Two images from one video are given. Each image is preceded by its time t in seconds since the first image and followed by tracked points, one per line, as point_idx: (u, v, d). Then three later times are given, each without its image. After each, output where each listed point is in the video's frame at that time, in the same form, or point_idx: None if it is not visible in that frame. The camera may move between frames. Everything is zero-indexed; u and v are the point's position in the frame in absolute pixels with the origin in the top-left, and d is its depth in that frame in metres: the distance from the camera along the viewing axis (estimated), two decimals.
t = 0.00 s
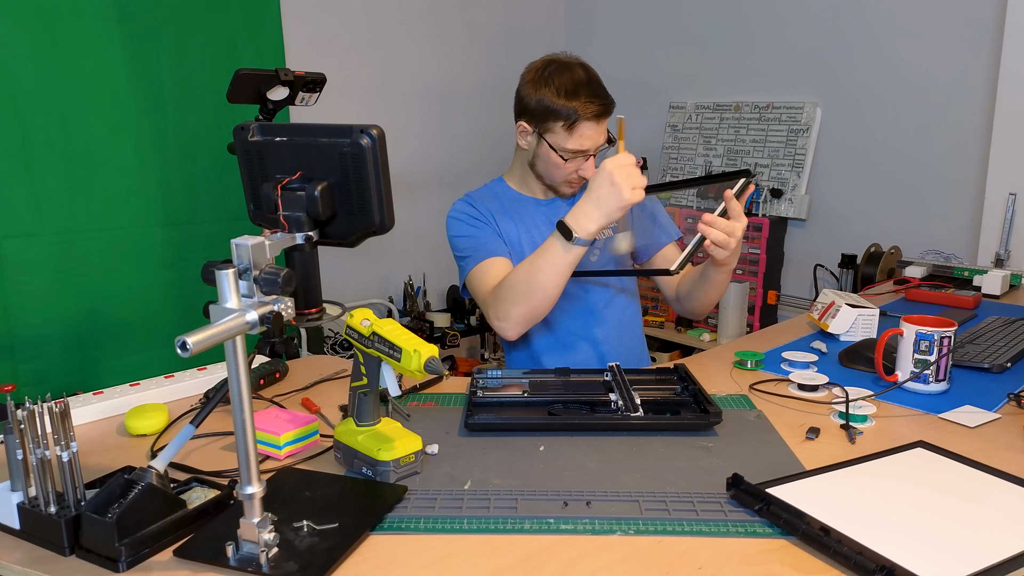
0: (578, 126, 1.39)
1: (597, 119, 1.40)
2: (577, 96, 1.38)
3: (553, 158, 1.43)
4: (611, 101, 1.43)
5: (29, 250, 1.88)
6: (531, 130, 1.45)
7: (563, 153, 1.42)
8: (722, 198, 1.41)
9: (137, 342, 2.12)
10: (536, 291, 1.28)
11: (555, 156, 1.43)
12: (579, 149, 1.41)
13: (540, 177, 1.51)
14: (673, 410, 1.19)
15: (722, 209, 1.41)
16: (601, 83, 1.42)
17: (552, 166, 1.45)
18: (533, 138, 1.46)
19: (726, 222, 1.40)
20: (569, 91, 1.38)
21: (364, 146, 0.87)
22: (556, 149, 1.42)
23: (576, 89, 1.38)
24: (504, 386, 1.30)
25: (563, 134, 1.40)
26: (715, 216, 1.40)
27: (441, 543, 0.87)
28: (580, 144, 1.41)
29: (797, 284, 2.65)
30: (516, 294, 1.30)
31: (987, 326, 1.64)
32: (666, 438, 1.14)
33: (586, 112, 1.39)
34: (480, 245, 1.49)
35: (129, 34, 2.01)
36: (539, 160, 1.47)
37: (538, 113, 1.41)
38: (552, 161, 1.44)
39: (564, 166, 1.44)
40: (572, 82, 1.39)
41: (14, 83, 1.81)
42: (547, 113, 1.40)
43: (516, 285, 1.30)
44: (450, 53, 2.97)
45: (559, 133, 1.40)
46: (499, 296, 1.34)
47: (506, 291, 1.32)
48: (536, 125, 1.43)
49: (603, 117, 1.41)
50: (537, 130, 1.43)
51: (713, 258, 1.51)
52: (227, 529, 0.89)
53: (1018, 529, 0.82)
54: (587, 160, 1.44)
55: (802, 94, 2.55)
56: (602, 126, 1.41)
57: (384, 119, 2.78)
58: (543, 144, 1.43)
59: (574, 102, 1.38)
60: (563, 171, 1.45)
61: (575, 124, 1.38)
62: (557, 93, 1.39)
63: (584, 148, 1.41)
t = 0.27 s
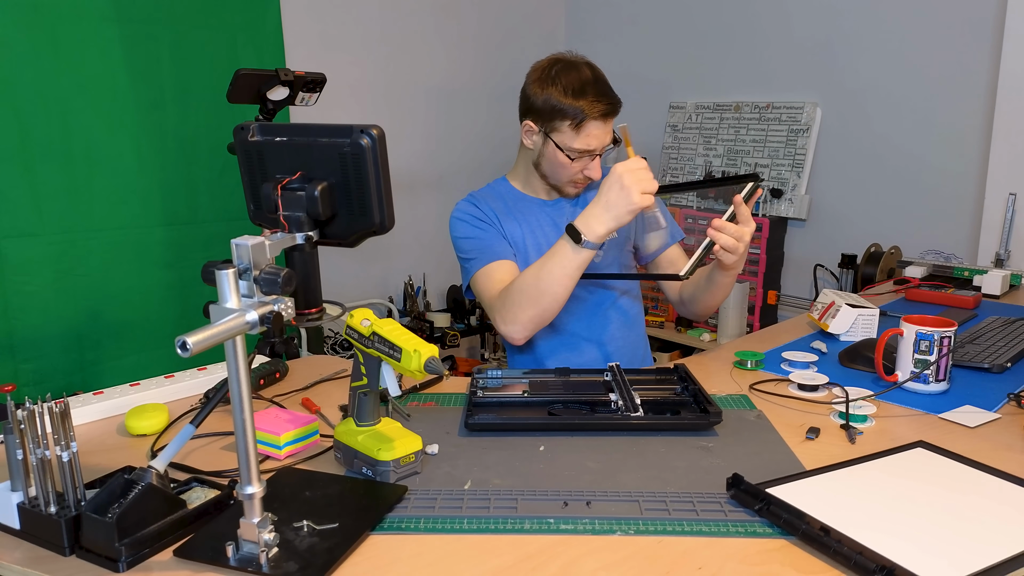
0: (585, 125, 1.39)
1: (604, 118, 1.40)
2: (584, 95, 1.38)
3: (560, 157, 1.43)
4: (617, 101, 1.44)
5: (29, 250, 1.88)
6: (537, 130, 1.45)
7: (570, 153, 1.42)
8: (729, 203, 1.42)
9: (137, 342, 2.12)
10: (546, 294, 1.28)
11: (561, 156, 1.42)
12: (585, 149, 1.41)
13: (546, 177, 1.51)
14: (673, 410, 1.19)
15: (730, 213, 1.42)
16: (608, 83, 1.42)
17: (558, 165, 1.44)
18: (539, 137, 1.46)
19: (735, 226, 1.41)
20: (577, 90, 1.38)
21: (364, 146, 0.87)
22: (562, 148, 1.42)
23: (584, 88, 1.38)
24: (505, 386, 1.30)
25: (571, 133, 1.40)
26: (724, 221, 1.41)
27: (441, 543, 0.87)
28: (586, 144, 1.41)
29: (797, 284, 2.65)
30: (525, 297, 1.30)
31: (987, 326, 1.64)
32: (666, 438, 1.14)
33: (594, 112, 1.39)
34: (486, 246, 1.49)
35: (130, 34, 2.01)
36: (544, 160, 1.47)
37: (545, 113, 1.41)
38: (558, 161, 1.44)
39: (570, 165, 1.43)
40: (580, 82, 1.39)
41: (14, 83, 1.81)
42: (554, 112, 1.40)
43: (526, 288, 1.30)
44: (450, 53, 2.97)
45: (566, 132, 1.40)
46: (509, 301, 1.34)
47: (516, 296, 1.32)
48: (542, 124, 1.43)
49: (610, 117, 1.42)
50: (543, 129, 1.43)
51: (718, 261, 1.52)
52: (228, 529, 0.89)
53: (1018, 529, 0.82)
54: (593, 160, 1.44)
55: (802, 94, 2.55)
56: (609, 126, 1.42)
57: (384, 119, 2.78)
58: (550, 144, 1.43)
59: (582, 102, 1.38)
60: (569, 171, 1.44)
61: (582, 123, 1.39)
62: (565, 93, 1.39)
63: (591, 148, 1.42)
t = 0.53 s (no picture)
0: (589, 126, 1.39)
1: (608, 119, 1.40)
2: (588, 95, 1.39)
3: (563, 158, 1.43)
4: (619, 102, 1.45)
5: (30, 251, 1.88)
6: (540, 131, 1.45)
7: (574, 153, 1.42)
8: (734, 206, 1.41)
9: (137, 342, 2.12)
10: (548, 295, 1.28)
11: (565, 156, 1.42)
12: (589, 149, 1.41)
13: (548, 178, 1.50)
14: (673, 410, 1.19)
15: (735, 216, 1.42)
16: (610, 83, 1.43)
17: (561, 166, 1.44)
18: (541, 137, 1.45)
19: (740, 230, 1.41)
20: (581, 90, 1.39)
21: (364, 146, 0.87)
22: (566, 148, 1.41)
23: (588, 88, 1.39)
24: (505, 387, 1.30)
25: (575, 133, 1.40)
26: (729, 224, 1.41)
27: (441, 543, 0.87)
28: (590, 144, 1.41)
29: (797, 285, 2.65)
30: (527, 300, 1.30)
31: (987, 326, 1.64)
32: (666, 438, 1.14)
33: (597, 111, 1.39)
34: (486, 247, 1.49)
35: (130, 34, 2.01)
36: (547, 161, 1.47)
37: (548, 112, 1.41)
38: (561, 161, 1.44)
39: (574, 165, 1.43)
40: (583, 82, 1.39)
41: (14, 84, 1.81)
42: (558, 112, 1.40)
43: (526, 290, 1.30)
44: (450, 52, 2.97)
45: (569, 132, 1.40)
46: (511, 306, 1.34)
47: (517, 300, 1.32)
48: (546, 124, 1.43)
49: (613, 117, 1.42)
50: (547, 130, 1.43)
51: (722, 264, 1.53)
52: (228, 529, 0.89)
53: (1018, 530, 0.82)
54: (596, 161, 1.44)
55: (802, 94, 2.55)
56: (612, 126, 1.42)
57: (384, 119, 2.78)
58: (553, 144, 1.42)
59: (586, 101, 1.38)
60: (573, 171, 1.44)
61: (586, 123, 1.39)
62: (568, 93, 1.39)
63: (594, 148, 1.42)
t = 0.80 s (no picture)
0: (581, 91, 1.42)
1: (598, 85, 1.44)
2: (575, 64, 1.43)
3: (562, 131, 1.44)
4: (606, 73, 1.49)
5: (30, 251, 1.88)
6: (535, 111, 1.47)
7: (573, 122, 1.43)
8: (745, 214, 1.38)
9: (138, 342, 2.12)
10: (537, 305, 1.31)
11: (564, 128, 1.43)
12: (587, 116, 1.43)
13: (551, 160, 1.50)
14: (673, 410, 1.19)
15: (745, 225, 1.38)
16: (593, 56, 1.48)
17: (562, 140, 1.45)
18: (537, 118, 1.47)
19: (751, 239, 1.37)
20: (567, 61, 1.43)
21: (364, 146, 0.87)
22: (564, 119, 1.43)
23: (573, 59, 1.43)
24: (505, 387, 1.30)
25: (569, 102, 1.42)
26: (740, 234, 1.36)
27: (441, 543, 0.87)
28: (587, 112, 1.43)
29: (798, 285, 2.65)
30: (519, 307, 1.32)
31: (987, 326, 1.65)
32: (665, 438, 1.14)
33: (585, 78, 1.43)
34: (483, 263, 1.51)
35: (130, 34, 2.01)
36: (546, 141, 1.47)
37: (541, 89, 1.44)
38: (562, 135, 1.44)
39: (575, 136, 1.44)
40: (566, 54, 1.44)
41: (14, 84, 1.81)
42: (549, 85, 1.43)
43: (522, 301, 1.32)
44: (450, 52, 2.97)
45: (564, 102, 1.42)
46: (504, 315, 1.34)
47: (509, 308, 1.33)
48: (539, 102, 1.45)
49: (602, 84, 1.45)
50: (541, 108, 1.45)
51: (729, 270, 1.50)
52: (228, 529, 0.89)
53: (1018, 529, 0.82)
54: (595, 129, 1.45)
55: (802, 94, 2.55)
56: (603, 91, 1.45)
57: (384, 119, 2.78)
58: (550, 120, 1.44)
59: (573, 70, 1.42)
60: (574, 143, 1.44)
61: (578, 90, 1.42)
62: (555, 66, 1.43)
63: (592, 115, 1.43)
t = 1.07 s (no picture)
0: (579, 84, 1.45)
1: (596, 78, 1.47)
2: (573, 58, 1.46)
3: (563, 123, 1.46)
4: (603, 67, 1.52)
5: (30, 251, 1.88)
6: (534, 106, 1.50)
7: (572, 113, 1.45)
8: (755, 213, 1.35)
9: (138, 342, 2.12)
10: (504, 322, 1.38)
11: (564, 119, 1.45)
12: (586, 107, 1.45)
13: (552, 154, 1.51)
14: (673, 410, 1.19)
15: (756, 222, 1.34)
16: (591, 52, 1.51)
17: (562, 133, 1.46)
18: (536, 113, 1.50)
19: (761, 237, 1.31)
20: (564, 55, 1.47)
21: (364, 146, 0.87)
22: (563, 111, 1.45)
23: (571, 53, 1.47)
24: (505, 387, 1.30)
25: (567, 94, 1.45)
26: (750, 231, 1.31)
27: (441, 543, 0.87)
28: (586, 104, 1.46)
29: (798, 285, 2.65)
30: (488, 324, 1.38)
31: (987, 326, 1.65)
32: (666, 438, 1.14)
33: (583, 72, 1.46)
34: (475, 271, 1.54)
35: (130, 34, 2.01)
36: (547, 135, 1.49)
37: (539, 84, 1.47)
38: (562, 127, 1.46)
39: (575, 128, 1.45)
40: (563, 49, 1.48)
41: (14, 84, 1.81)
42: (548, 80, 1.46)
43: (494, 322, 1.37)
44: (450, 52, 2.97)
45: (562, 95, 1.46)
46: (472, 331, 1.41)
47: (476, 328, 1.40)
48: (539, 97, 1.48)
49: (599, 77, 1.49)
50: (541, 101, 1.48)
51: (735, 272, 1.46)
52: (228, 529, 0.89)
53: (1018, 530, 0.82)
54: (595, 122, 1.47)
55: (802, 94, 2.55)
56: (601, 83, 1.48)
57: (384, 119, 2.78)
58: (549, 113, 1.47)
59: (570, 63, 1.46)
60: (575, 136, 1.46)
61: (575, 81, 1.45)
62: (552, 61, 1.47)
63: (591, 107, 1.46)
